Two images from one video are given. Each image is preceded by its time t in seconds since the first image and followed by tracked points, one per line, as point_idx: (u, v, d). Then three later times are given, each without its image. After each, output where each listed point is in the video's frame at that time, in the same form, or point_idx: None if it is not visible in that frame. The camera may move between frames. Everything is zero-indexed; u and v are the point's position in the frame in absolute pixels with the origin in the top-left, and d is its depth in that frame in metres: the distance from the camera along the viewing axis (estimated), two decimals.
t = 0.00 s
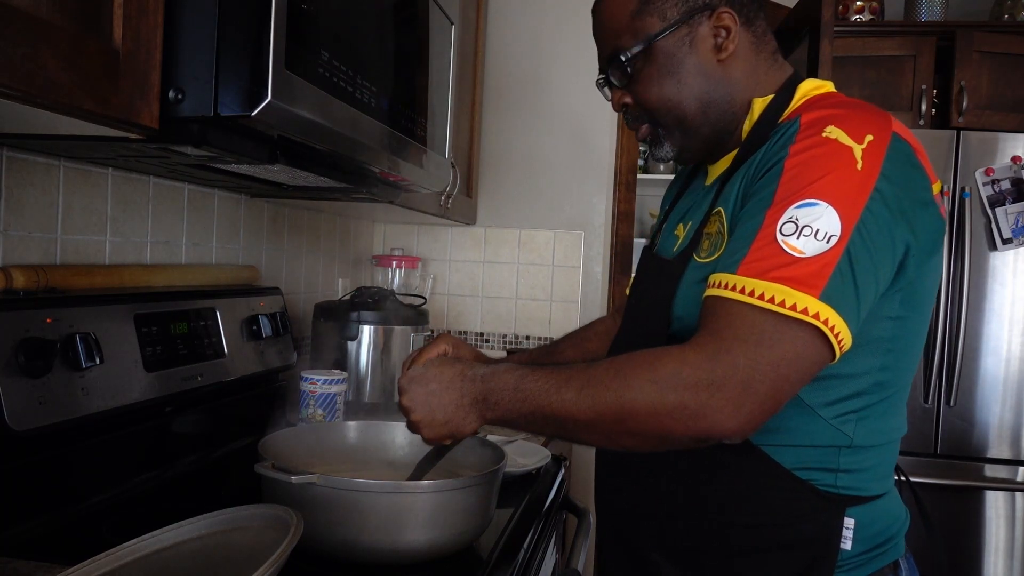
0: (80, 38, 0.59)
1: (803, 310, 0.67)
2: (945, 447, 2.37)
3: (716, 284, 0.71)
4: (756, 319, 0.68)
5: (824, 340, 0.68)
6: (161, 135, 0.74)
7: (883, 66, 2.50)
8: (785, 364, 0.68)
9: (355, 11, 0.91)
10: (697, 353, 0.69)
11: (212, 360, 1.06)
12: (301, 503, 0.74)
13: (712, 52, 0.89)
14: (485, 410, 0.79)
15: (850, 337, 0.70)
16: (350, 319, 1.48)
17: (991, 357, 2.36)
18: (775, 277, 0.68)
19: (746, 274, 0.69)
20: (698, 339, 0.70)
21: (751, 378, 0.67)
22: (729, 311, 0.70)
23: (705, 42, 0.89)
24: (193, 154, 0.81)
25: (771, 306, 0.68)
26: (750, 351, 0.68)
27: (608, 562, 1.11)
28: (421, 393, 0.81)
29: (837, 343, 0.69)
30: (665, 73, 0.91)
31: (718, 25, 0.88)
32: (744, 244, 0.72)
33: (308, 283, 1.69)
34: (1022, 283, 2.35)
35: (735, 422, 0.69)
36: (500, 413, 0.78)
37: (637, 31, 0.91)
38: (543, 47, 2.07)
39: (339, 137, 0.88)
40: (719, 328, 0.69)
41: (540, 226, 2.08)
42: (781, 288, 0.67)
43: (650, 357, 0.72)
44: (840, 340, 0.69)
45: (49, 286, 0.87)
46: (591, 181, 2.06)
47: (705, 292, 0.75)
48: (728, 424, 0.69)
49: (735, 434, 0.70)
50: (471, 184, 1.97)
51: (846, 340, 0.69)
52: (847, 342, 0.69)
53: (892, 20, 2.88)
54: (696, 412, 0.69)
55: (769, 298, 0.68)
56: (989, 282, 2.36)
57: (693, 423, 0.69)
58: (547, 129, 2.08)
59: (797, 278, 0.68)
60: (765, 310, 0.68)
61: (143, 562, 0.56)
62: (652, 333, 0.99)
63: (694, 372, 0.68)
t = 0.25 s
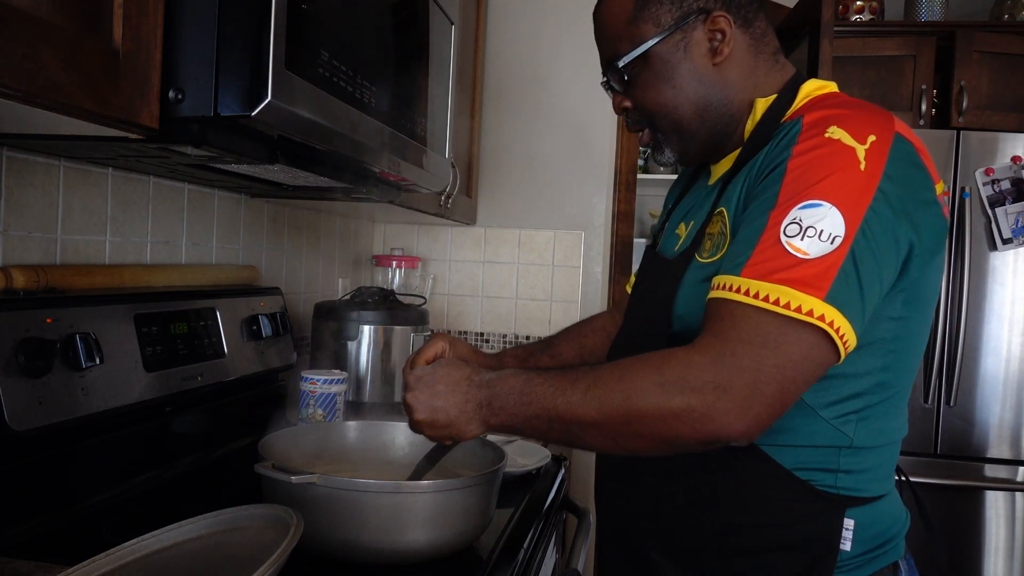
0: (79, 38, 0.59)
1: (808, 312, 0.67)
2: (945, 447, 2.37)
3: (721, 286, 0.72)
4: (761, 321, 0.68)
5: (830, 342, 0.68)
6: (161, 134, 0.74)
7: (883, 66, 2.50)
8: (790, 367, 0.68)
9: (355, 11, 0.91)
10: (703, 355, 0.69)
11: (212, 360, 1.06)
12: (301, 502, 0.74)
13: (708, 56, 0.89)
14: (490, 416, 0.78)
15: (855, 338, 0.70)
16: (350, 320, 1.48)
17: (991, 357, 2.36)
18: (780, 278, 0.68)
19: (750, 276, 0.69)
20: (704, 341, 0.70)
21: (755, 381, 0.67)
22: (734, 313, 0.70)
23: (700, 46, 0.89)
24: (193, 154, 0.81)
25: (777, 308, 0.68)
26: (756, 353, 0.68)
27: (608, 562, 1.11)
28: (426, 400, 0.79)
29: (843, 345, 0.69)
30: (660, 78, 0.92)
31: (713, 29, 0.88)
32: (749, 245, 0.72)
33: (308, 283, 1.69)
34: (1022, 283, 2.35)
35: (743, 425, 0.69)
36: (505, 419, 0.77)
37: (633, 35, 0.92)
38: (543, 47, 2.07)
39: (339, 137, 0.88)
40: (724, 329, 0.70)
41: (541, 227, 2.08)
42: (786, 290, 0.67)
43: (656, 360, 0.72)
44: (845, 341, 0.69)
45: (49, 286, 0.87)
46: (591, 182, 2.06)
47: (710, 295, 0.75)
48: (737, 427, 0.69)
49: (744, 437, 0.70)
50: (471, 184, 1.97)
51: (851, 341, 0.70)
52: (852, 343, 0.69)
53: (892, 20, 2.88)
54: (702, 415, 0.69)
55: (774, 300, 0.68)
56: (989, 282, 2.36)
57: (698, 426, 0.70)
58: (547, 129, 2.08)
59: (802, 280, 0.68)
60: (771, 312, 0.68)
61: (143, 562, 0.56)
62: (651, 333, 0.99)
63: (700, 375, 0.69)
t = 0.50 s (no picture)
0: (79, 38, 0.59)
1: (800, 303, 0.67)
2: (945, 447, 2.37)
3: (715, 277, 0.72)
4: (753, 311, 0.68)
5: (822, 333, 0.68)
6: (161, 134, 0.74)
7: (883, 66, 2.50)
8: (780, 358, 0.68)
9: (355, 11, 0.91)
10: (693, 343, 0.69)
11: (212, 360, 1.06)
12: (301, 501, 0.74)
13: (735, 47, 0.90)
14: (480, 396, 0.76)
15: (850, 331, 0.69)
16: (350, 319, 1.48)
17: (991, 357, 2.36)
18: (773, 269, 0.68)
19: (745, 267, 0.69)
20: (696, 330, 0.70)
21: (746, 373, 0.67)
22: (727, 303, 0.70)
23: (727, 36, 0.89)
24: (193, 154, 0.81)
25: (769, 299, 0.68)
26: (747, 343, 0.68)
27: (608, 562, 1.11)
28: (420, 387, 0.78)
29: (837, 339, 0.69)
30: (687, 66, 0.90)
31: (743, 21, 0.88)
32: (745, 237, 0.72)
33: (308, 283, 1.69)
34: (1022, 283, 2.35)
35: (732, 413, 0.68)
36: (493, 399, 0.75)
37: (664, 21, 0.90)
38: (543, 47, 2.07)
39: (340, 137, 0.88)
40: (716, 319, 0.70)
41: (541, 226, 2.08)
42: (779, 280, 0.67)
43: (647, 348, 0.72)
44: (839, 334, 0.69)
45: (49, 286, 0.87)
46: (591, 181, 2.06)
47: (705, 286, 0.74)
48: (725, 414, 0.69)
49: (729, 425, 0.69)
50: (471, 184, 1.97)
51: (845, 335, 0.69)
52: (847, 336, 0.69)
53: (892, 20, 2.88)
54: (691, 405, 0.69)
55: (766, 290, 0.68)
56: (989, 282, 2.36)
57: (687, 416, 0.69)
58: (546, 128, 2.08)
59: (796, 271, 0.68)
60: (763, 302, 0.68)
61: (144, 562, 0.56)
62: (652, 332, 0.99)
63: (690, 364, 0.68)
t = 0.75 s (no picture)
0: (80, 38, 0.59)
1: (791, 300, 0.67)
2: (945, 447, 2.37)
3: (711, 270, 0.72)
4: (744, 304, 0.68)
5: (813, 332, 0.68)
6: (161, 134, 0.74)
7: (883, 66, 2.50)
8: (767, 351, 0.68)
9: (355, 10, 0.91)
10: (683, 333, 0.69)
11: (212, 360, 1.06)
12: (300, 501, 0.74)
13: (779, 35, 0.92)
14: (474, 380, 0.76)
15: (843, 335, 0.69)
16: (350, 319, 1.48)
17: (991, 357, 2.36)
18: (766, 264, 0.68)
19: (741, 261, 0.69)
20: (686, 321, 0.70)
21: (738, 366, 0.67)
22: (721, 295, 0.70)
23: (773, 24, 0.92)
24: (193, 154, 0.81)
25: (761, 293, 0.68)
26: (736, 335, 0.68)
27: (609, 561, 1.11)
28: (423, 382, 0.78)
29: (829, 340, 0.68)
30: (750, 50, 0.90)
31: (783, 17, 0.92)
32: (744, 234, 0.72)
33: (308, 284, 1.69)
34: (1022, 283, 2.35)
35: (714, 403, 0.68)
36: (488, 383, 0.75)
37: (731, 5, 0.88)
38: (543, 47, 2.07)
39: (340, 137, 0.88)
40: (707, 311, 0.70)
41: (541, 226, 2.08)
42: (772, 276, 0.67)
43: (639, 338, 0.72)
44: (831, 335, 0.68)
45: (48, 286, 0.87)
46: (591, 181, 2.06)
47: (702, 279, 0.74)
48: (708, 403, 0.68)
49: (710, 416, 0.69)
50: (471, 184, 1.97)
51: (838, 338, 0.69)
52: (839, 338, 0.69)
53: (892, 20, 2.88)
54: (679, 396, 0.68)
55: (757, 284, 0.68)
56: (989, 281, 2.36)
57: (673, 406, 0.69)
58: (546, 128, 2.08)
59: (789, 268, 0.67)
60: (755, 296, 0.68)
61: (144, 562, 0.56)
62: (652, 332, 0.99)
63: (679, 354, 0.68)
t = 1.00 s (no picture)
0: (80, 38, 0.59)
1: (814, 320, 0.68)
2: (945, 447, 2.37)
3: (729, 284, 0.72)
4: (766, 323, 0.68)
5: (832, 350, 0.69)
6: (161, 134, 0.74)
7: (883, 66, 2.50)
8: (788, 370, 0.68)
9: (355, 10, 0.91)
10: (704, 354, 0.69)
11: (212, 360, 1.06)
12: (300, 501, 0.74)
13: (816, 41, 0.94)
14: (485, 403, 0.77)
15: (862, 350, 0.70)
16: (350, 319, 1.48)
17: (991, 357, 2.36)
18: (788, 282, 0.68)
19: (761, 278, 0.69)
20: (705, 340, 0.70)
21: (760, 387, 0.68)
22: (741, 311, 0.70)
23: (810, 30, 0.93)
24: (193, 154, 0.81)
25: (784, 313, 0.68)
26: (761, 357, 0.68)
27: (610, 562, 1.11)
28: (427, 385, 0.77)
29: (849, 354, 0.69)
30: (795, 54, 0.91)
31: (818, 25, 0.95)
32: (762, 246, 0.72)
33: (308, 284, 1.69)
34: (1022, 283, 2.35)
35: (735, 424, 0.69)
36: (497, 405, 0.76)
37: (785, 4, 0.88)
38: (543, 48, 2.07)
39: (340, 137, 0.88)
40: (729, 331, 0.70)
41: (540, 226, 2.08)
42: (796, 296, 0.68)
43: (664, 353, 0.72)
44: (851, 353, 0.69)
45: (48, 286, 0.87)
46: (591, 182, 2.06)
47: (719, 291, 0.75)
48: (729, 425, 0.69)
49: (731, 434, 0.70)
50: (471, 183, 1.97)
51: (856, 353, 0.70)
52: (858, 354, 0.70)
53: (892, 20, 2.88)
54: (702, 416, 0.69)
55: (780, 304, 0.68)
56: (989, 281, 2.36)
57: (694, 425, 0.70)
58: (546, 129, 2.08)
59: (812, 287, 0.68)
60: (777, 316, 0.68)
61: (143, 562, 0.56)
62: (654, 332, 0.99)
63: (702, 374, 0.68)
